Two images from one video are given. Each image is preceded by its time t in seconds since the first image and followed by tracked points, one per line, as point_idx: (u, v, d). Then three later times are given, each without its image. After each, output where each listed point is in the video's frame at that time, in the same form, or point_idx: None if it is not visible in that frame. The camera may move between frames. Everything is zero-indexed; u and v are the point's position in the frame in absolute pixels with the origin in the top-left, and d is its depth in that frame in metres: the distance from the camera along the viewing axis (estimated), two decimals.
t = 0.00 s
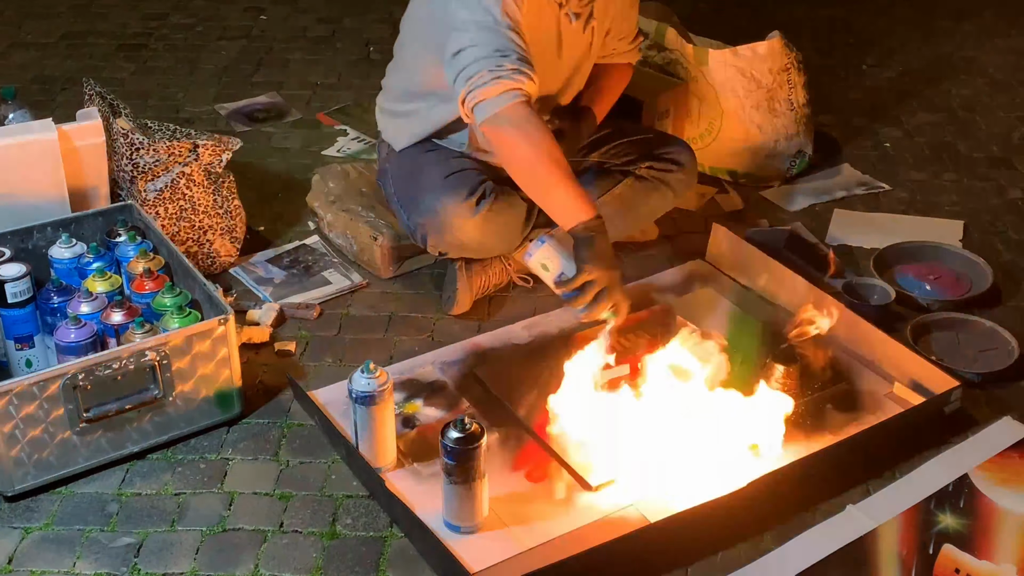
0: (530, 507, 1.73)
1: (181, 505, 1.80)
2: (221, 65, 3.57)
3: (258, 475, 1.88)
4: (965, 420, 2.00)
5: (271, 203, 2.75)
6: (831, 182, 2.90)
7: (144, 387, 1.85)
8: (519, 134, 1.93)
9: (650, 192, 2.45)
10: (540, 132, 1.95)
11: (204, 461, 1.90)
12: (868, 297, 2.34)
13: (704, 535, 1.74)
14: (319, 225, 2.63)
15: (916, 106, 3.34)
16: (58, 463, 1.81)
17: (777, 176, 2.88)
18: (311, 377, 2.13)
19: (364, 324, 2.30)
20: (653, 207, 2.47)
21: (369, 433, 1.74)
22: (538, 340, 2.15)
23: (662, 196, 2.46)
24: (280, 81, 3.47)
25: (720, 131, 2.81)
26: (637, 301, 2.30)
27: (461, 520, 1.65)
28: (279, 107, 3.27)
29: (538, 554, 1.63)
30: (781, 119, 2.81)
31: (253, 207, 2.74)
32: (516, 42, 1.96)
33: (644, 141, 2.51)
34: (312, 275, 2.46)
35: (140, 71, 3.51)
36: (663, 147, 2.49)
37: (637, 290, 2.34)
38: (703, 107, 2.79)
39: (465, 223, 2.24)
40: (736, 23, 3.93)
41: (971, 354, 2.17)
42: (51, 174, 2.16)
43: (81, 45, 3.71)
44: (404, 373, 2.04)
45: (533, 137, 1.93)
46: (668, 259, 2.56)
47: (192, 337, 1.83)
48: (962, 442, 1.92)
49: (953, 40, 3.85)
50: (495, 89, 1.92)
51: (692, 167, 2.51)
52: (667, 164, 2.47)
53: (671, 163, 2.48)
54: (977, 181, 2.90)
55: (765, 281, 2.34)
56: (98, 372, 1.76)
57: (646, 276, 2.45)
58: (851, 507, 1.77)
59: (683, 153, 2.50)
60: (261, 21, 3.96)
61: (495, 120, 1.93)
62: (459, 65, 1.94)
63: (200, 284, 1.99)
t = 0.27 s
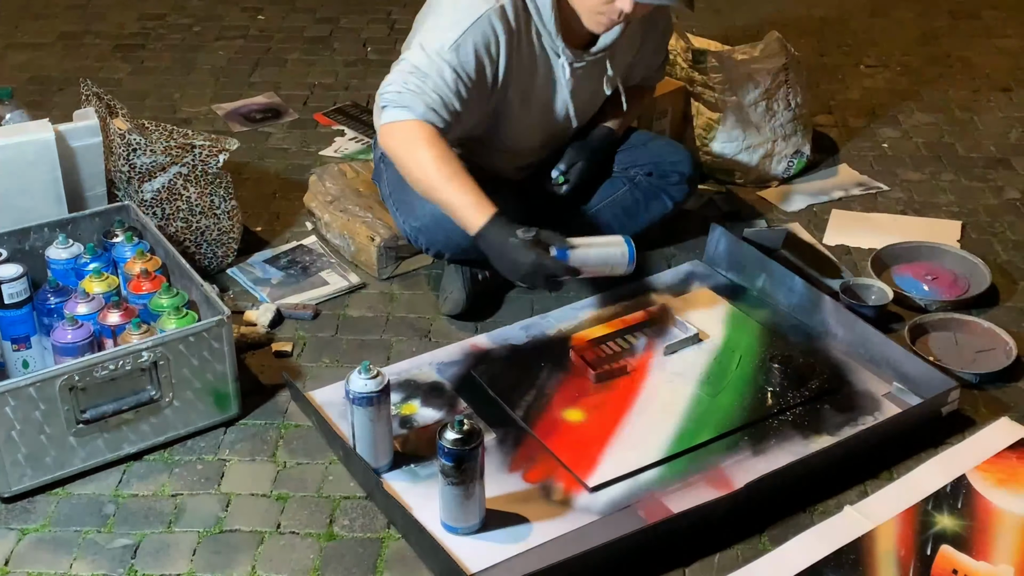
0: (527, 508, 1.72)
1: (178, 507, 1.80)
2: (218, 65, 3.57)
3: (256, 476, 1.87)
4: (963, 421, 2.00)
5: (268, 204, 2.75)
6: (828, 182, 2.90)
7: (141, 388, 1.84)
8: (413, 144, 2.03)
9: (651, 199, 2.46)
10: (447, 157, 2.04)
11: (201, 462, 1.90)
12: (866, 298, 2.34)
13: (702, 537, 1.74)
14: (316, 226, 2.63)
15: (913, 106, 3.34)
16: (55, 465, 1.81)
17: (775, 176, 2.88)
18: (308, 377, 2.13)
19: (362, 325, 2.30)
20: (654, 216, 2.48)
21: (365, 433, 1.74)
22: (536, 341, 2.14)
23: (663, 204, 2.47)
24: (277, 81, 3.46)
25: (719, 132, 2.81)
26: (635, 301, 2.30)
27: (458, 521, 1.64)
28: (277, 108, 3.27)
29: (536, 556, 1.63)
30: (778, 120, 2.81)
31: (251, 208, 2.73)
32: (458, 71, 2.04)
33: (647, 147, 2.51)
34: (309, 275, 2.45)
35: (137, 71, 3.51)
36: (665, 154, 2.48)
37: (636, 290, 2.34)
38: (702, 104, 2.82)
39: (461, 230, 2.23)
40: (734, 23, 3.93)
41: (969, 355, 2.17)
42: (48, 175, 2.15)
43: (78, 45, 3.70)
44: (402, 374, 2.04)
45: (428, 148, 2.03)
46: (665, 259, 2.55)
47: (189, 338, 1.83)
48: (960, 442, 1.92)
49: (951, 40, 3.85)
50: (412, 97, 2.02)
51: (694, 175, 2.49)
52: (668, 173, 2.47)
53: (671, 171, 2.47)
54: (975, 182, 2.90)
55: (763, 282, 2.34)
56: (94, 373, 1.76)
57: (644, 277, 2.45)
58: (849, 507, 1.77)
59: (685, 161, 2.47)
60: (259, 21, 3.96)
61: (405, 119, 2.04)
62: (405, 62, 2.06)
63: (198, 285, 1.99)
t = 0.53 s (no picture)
0: (525, 510, 1.73)
1: (177, 508, 1.80)
2: (216, 67, 3.57)
3: (255, 478, 1.87)
4: (961, 422, 2.00)
5: (266, 205, 2.75)
6: (827, 184, 2.90)
7: (140, 389, 1.84)
8: (399, 177, 1.74)
9: (649, 200, 2.45)
10: (433, 195, 1.74)
11: (200, 464, 1.90)
12: (864, 299, 2.34)
13: (702, 537, 1.74)
14: (315, 228, 2.63)
15: (912, 107, 3.34)
16: (53, 466, 1.81)
17: (773, 177, 2.89)
18: (306, 379, 2.13)
19: (360, 326, 2.30)
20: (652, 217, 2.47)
21: (363, 435, 1.74)
22: (535, 342, 2.15)
23: (662, 204, 2.46)
24: (276, 83, 3.46)
25: (718, 134, 2.82)
26: (633, 303, 2.30)
27: (457, 522, 1.64)
28: (275, 109, 3.27)
29: (535, 557, 1.63)
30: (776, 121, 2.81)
31: (249, 210, 2.73)
32: (449, 107, 1.84)
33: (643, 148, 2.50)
34: (308, 277, 2.45)
35: (136, 72, 3.51)
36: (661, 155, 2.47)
37: (637, 292, 2.34)
38: (701, 105, 2.82)
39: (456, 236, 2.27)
40: (732, 25, 3.94)
41: (967, 356, 2.17)
42: (47, 177, 2.15)
43: (76, 46, 3.70)
44: (400, 375, 2.04)
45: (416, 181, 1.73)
46: (664, 260, 2.56)
47: (187, 340, 1.83)
48: (959, 443, 1.93)
49: (949, 41, 3.86)
50: (398, 126, 1.78)
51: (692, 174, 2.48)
52: (665, 173, 2.45)
53: (668, 172, 2.45)
54: (973, 183, 2.90)
55: (761, 283, 2.33)
56: (93, 375, 1.76)
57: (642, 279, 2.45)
58: (848, 508, 1.77)
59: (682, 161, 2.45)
60: (257, 23, 3.96)
61: (403, 147, 1.76)
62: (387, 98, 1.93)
63: (197, 287, 1.99)
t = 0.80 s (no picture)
0: (524, 509, 1.73)
1: (176, 508, 1.80)
2: (214, 67, 3.57)
3: (253, 478, 1.87)
4: (959, 421, 2.00)
5: (264, 205, 2.75)
6: (825, 183, 2.90)
7: (138, 389, 1.84)
8: (390, 202, 1.69)
9: (648, 200, 2.44)
10: (426, 223, 1.70)
11: (198, 464, 1.90)
12: (862, 299, 2.34)
13: (700, 537, 1.74)
14: (313, 227, 2.63)
15: (909, 107, 3.35)
16: (51, 466, 1.81)
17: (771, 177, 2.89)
18: (304, 379, 2.13)
19: (359, 326, 2.30)
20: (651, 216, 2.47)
21: (362, 434, 1.73)
22: (533, 342, 2.15)
23: (660, 205, 2.45)
24: (274, 82, 3.46)
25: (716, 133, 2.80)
26: (632, 303, 2.31)
27: (456, 522, 1.64)
28: (274, 109, 3.27)
29: (534, 557, 1.63)
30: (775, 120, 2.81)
31: (248, 209, 2.73)
32: (444, 123, 1.80)
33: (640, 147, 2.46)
34: (306, 277, 2.45)
35: (134, 72, 3.50)
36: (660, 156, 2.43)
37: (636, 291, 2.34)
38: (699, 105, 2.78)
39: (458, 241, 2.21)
40: (730, 24, 3.94)
41: (965, 356, 2.17)
42: (45, 176, 2.15)
43: (74, 46, 3.70)
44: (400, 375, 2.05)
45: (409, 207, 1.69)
46: (662, 261, 2.56)
47: (186, 339, 1.82)
48: (957, 443, 1.93)
49: (946, 41, 3.86)
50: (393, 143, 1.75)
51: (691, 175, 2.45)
52: (664, 174, 2.43)
53: (667, 172, 2.43)
54: (971, 183, 2.91)
55: (760, 283, 2.34)
56: (91, 375, 1.75)
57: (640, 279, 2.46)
58: (846, 508, 1.77)
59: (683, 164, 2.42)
60: (255, 23, 3.96)
61: (399, 168, 1.73)
62: (379, 115, 1.89)
63: (195, 287, 1.99)
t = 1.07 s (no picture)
0: (524, 510, 1.72)
1: (175, 509, 1.80)
2: (212, 67, 3.56)
3: (252, 478, 1.87)
4: (959, 422, 2.00)
5: (263, 205, 2.75)
6: (824, 183, 2.90)
7: (137, 390, 1.84)
8: (320, 102, 1.92)
9: (647, 201, 2.45)
10: (353, 122, 1.93)
11: (197, 464, 1.90)
12: (861, 299, 2.34)
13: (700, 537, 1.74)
14: (312, 228, 2.63)
15: (908, 107, 3.35)
16: (50, 467, 1.80)
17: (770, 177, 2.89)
18: (304, 379, 2.12)
19: (358, 326, 2.29)
20: (650, 217, 2.48)
21: (361, 435, 1.73)
22: (532, 342, 2.15)
23: (659, 206, 2.46)
24: (272, 82, 3.46)
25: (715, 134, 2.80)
26: (631, 303, 2.31)
27: (455, 523, 1.64)
28: (272, 109, 3.26)
29: (534, 557, 1.62)
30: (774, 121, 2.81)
31: (246, 209, 2.73)
32: (387, 47, 1.96)
33: (639, 149, 2.46)
34: (305, 277, 2.45)
35: (132, 72, 3.50)
36: (659, 156, 2.44)
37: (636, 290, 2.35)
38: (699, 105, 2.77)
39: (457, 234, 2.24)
40: (729, 25, 3.94)
41: (965, 356, 2.17)
42: (43, 176, 2.15)
43: (72, 46, 3.69)
44: (398, 375, 2.04)
45: (343, 109, 1.93)
46: (661, 261, 2.56)
47: (185, 340, 1.82)
48: (956, 443, 1.93)
49: (944, 42, 3.87)
50: (335, 51, 1.94)
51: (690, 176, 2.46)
52: (664, 175, 2.43)
53: (667, 174, 2.43)
54: (969, 183, 2.91)
55: (758, 283, 2.33)
56: (91, 376, 1.75)
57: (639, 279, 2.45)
58: (846, 509, 1.77)
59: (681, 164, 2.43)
60: (253, 23, 3.95)
61: (323, 77, 1.94)
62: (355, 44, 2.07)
63: (193, 287, 1.99)
